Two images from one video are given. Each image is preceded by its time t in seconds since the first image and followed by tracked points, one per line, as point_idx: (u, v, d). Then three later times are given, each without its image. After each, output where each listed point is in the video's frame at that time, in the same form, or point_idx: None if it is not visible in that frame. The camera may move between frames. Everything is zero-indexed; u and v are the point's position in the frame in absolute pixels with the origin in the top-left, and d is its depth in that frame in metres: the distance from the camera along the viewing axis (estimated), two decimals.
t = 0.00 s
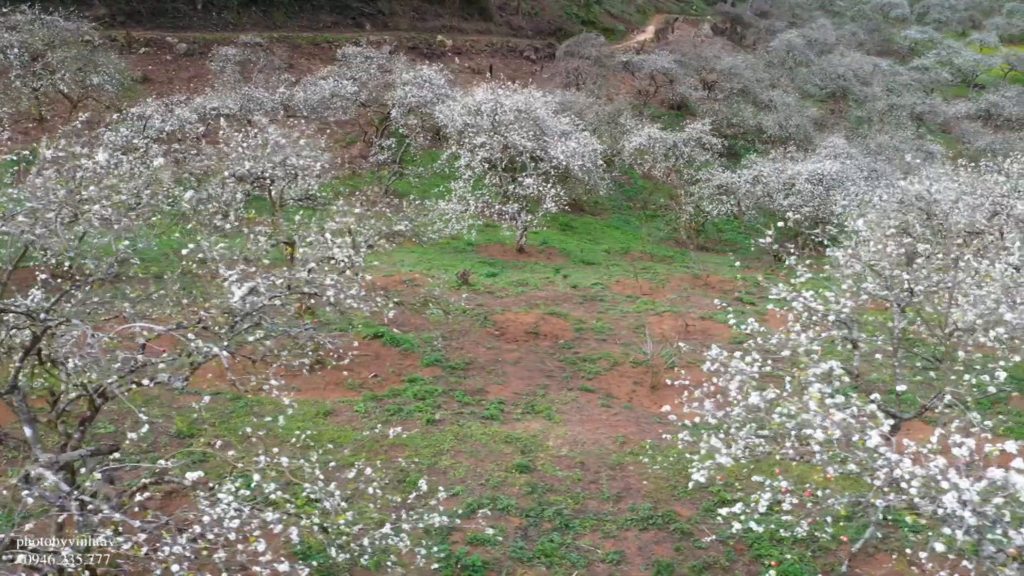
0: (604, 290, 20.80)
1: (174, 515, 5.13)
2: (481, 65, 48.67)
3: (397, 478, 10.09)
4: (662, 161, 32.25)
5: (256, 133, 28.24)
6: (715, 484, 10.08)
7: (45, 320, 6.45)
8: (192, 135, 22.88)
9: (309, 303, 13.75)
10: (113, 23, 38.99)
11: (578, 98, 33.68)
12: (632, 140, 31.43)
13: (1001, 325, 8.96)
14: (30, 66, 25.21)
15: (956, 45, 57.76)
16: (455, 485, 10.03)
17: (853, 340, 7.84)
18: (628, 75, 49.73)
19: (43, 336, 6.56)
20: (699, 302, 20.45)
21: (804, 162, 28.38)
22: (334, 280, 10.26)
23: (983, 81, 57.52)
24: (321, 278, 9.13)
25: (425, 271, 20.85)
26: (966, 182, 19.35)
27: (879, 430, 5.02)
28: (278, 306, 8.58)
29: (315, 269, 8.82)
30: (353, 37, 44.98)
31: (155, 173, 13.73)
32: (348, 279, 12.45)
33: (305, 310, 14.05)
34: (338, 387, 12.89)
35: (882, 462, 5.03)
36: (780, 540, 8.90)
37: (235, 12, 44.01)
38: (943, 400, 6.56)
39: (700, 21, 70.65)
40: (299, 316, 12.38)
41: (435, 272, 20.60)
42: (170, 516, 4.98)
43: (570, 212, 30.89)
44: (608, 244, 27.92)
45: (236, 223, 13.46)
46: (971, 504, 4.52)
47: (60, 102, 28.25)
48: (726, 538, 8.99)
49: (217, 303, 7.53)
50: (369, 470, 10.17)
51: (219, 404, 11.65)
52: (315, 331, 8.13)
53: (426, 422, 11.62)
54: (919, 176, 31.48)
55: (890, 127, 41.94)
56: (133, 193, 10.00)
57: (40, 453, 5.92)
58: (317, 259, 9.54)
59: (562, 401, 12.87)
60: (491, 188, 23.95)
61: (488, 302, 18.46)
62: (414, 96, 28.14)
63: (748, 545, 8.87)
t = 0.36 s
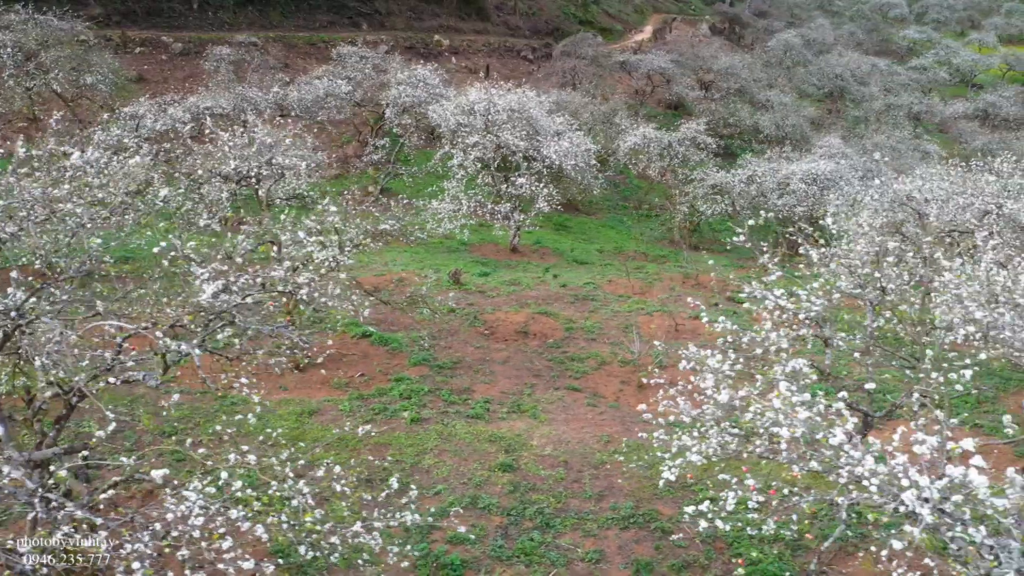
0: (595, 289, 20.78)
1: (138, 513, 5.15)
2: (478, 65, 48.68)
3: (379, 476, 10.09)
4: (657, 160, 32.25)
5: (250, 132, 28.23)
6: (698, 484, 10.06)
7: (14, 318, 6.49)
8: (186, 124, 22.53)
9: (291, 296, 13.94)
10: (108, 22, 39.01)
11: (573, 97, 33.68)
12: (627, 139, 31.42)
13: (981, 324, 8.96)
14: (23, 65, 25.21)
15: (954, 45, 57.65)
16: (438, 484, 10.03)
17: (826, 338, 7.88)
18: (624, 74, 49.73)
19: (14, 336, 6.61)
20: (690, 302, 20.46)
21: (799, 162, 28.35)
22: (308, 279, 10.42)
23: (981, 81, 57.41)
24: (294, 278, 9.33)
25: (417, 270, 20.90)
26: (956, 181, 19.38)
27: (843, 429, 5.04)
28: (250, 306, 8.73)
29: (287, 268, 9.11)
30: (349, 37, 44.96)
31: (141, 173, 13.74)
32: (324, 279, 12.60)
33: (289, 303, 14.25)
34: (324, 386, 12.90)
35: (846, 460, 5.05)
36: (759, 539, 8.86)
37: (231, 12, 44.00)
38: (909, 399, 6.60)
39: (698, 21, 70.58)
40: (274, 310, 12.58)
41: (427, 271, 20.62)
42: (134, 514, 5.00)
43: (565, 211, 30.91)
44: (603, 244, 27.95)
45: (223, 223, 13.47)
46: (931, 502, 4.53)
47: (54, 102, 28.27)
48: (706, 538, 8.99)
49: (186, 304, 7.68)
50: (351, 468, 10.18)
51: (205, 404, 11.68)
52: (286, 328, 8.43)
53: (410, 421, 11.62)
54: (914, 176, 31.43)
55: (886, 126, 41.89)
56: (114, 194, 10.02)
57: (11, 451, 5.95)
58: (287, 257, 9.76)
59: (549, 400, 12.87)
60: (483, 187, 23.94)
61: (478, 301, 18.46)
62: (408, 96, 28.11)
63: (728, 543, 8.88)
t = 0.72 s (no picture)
0: (587, 289, 20.75)
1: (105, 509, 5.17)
2: (475, 65, 48.65)
3: (362, 475, 10.10)
4: (652, 160, 32.23)
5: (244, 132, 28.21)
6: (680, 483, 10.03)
7: None
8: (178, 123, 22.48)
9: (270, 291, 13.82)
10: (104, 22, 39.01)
11: (568, 97, 33.69)
12: (621, 139, 31.44)
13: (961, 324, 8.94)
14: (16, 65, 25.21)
15: (953, 45, 57.52)
16: (420, 483, 10.04)
17: (802, 336, 7.87)
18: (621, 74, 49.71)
19: None
20: (682, 301, 20.42)
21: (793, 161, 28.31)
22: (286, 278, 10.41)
23: (979, 81, 57.25)
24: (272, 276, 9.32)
25: (409, 269, 20.95)
26: (946, 180, 19.35)
27: (808, 425, 5.05)
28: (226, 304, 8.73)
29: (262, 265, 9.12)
30: (345, 37, 44.94)
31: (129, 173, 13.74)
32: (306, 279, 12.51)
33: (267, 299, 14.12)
34: (310, 386, 12.89)
35: (810, 456, 5.06)
36: (740, 538, 8.83)
37: (227, 12, 43.98)
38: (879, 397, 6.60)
39: (696, 20, 70.50)
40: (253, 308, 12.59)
41: (419, 271, 20.62)
42: (99, 512, 5.03)
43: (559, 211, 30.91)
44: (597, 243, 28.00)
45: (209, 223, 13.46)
46: (890, 499, 4.54)
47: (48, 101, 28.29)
48: (686, 537, 8.97)
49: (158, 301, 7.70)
50: (334, 467, 10.19)
51: (189, 402, 11.69)
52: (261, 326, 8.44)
53: (395, 421, 11.62)
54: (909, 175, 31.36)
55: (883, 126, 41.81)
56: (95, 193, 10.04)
57: None
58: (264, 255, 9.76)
59: (535, 399, 12.87)
60: (476, 187, 23.95)
61: (469, 301, 18.44)
62: (402, 96, 28.11)
63: (708, 541, 8.85)
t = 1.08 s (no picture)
0: (578, 288, 20.74)
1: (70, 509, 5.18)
2: (471, 65, 48.65)
3: (345, 474, 10.11)
4: (647, 160, 32.22)
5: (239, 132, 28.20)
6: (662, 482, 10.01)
7: None
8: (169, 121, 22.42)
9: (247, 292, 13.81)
10: (100, 22, 39.05)
11: (563, 97, 33.69)
12: (616, 139, 31.46)
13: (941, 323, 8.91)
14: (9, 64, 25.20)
15: (951, 45, 57.42)
16: (403, 482, 10.04)
17: (779, 336, 7.87)
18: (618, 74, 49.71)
19: None
20: (674, 301, 20.41)
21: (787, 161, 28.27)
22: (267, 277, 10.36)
23: (978, 81, 57.12)
24: (250, 276, 9.26)
25: (402, 268, 21.00)
26: (937, 180, 19.33)
27: (770, 425, 5.08)
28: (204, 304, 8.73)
29: (238, 264, 9.13)
30: (341, 36, 44.93)
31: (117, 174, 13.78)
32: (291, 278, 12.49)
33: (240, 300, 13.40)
34: (297, 385, 12.89)
35: (773, 456, 5.09)
36: (720, 538, 8.81)
37: (223, 12, 43.97)
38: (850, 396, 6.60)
39: (694, 20, 70.40)
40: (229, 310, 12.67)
41: (411, 271, 20.64)
42: (64, 510, 5.05)
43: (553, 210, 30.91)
44: (592, 243, 27.96)
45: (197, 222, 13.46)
46: (849, 498, 4.56)
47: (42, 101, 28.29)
48: (667, 536, 8.94)
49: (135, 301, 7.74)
50: (317, 467, 10.20)
51: (175, 400, 11.68)
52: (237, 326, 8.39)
53: (379, 420, 11.63)
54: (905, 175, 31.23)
55: (879, 126, 41.74)
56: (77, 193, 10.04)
57: None
58: (242, 254, 9.74)
59: (520, 399, 12.88)
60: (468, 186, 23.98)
61: (459, 300, 18.43)
62: (396, 96, 28.10)
63: (687, 541, 8.83)
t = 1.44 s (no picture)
0: (570, 288, 20.72)
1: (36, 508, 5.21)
2: (468, 65, 48.65)
3: (327, 474, 10.11)
4: (641, 160, 32.20)
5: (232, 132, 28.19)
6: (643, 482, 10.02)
7: None
8: (161, 121, 22.36)
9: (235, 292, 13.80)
10: (96, 22, 39.09)
11: (558, 96, 33.68)
12: (610, 139, 31.47)
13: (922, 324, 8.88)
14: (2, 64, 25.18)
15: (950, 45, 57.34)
16: (385, 481, 10.04)
17: (757, 337, 7.87)
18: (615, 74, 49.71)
19: None
20: (666, 301, 20.41)
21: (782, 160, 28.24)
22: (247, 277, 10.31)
23: (976, 81, 57.01)
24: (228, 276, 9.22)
25: (394, 267, 20.98)
26: (928, 180, 19.33)
27: (735, 425, 5.06)
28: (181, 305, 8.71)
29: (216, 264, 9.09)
30: (338, 36, 44.94)
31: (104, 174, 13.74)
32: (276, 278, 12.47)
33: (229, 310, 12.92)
34: (283, 385, 12.91)
35: (736, 456, 5.10)
36: (701, 538, 8.81)
37: (219, 11, 43.97)
38: (818, 397, 6.63)
39: (692, 20, 70.32)
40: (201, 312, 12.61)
41: (403, 270, 20.65)
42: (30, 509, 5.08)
43: (548, 210, 30.90)
44: (586, 243, 27.94)
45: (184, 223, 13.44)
46: (808, 497, 4.56)
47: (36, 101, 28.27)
48: (647, 536, 8.94)
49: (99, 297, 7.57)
50: (300, 466, 10.19)
51: (160, 400, 11.69)
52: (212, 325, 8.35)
53: (364, 420, 11.64)
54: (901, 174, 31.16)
55: (876, 126, 41.69)
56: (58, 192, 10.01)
57: None
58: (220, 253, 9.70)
59: (507, 398, 12.88)
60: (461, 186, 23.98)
61: (450, 300, 18.41)
62: (390, 95, 28.08)
63: (668, 541, 8.83)
